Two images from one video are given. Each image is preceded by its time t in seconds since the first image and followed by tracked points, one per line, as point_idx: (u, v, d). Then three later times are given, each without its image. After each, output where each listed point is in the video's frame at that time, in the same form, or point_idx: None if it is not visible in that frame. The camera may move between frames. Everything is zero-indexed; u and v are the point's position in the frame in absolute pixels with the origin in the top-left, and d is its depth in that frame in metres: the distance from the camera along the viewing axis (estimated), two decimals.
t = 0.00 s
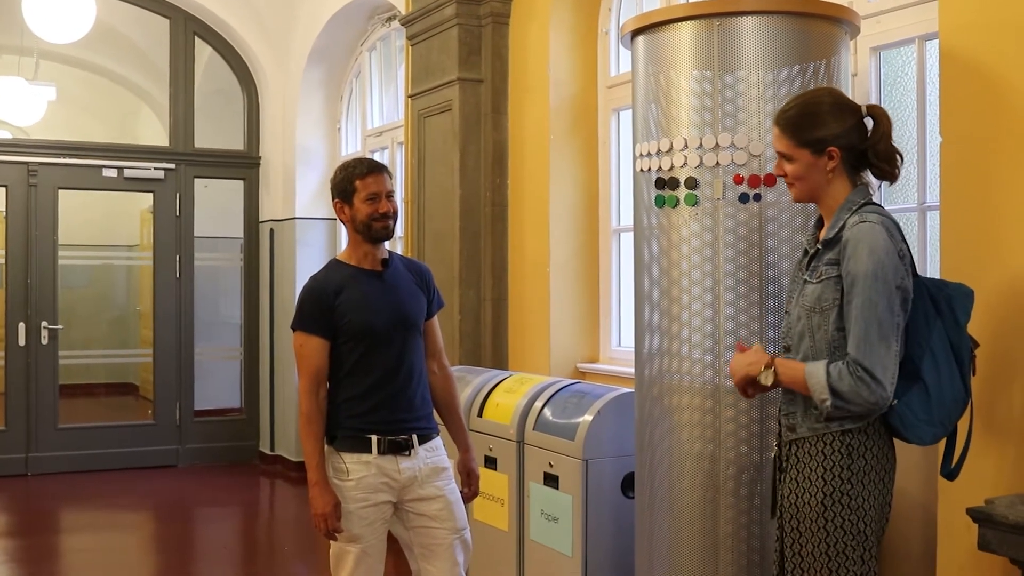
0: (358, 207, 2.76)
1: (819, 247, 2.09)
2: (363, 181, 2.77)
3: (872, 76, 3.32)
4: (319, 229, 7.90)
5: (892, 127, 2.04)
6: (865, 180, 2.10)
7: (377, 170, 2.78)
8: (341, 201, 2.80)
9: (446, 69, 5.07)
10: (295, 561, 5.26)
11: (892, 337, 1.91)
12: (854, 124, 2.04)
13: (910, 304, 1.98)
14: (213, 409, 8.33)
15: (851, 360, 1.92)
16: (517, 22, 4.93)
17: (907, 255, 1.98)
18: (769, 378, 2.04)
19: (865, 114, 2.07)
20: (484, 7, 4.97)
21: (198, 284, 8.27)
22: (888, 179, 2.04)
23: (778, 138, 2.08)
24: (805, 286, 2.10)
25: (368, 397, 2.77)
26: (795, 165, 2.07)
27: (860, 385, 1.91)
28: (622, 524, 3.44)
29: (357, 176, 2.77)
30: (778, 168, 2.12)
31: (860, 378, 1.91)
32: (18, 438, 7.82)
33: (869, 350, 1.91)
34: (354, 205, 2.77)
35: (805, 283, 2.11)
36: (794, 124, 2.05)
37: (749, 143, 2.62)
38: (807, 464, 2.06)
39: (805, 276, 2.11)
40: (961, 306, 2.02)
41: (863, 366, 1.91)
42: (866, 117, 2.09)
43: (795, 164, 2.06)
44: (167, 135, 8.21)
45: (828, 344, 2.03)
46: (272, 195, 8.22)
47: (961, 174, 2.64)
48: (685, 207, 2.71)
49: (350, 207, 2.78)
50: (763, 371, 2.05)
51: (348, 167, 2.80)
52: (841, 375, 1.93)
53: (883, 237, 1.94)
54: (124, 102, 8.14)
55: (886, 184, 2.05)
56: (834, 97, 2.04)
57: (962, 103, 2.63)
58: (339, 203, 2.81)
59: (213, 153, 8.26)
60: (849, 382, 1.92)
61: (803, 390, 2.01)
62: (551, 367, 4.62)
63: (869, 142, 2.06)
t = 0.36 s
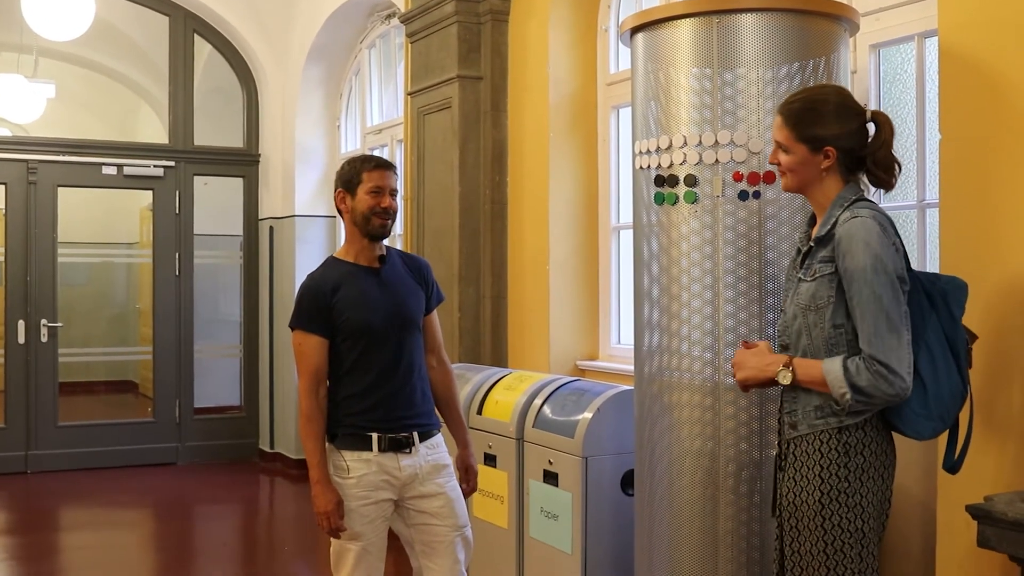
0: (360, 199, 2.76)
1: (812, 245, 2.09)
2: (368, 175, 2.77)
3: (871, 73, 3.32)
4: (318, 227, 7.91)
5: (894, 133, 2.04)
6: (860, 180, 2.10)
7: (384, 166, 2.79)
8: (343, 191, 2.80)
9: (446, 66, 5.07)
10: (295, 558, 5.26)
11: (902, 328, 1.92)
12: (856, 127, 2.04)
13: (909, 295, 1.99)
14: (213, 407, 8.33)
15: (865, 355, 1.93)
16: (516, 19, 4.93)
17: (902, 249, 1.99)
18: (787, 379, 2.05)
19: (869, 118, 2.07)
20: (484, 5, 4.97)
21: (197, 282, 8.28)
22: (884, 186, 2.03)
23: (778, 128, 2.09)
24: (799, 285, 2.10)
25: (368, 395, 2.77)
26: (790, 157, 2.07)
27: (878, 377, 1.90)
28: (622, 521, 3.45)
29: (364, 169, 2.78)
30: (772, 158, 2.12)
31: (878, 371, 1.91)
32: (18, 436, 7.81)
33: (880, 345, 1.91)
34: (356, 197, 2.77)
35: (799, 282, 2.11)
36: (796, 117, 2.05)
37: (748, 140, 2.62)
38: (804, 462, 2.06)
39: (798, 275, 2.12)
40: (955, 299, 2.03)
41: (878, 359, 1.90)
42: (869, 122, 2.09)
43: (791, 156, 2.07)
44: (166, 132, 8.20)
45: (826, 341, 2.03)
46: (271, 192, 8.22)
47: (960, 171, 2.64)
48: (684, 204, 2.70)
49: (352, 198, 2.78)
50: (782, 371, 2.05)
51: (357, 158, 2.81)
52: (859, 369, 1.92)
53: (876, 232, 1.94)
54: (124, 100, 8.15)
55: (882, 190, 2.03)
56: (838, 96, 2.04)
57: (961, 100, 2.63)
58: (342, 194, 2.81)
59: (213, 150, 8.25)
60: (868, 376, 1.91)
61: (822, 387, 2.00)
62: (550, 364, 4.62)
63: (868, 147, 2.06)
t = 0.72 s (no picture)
0: (362, 201, 2.75)
1: (810, 243, 2.09)
2: (368, 177, 2.76)
3: (870, 71, 3.32)
4: (317, 226, 7.90)
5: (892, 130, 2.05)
6: (858, 178, 2.10)
7: (383, 167, 2.78)
8: (344, 196, 2.79)
9: (444, 65, 5.07)
10: (293, 558, 5.26)
11: (898, 329, 1.92)
12: (855, 126, 2.04)
13: (907, 293, 1.99)
14: (212, 406, 8.33)
15: (859, 356, 1.93)
16: (515, 18, 4.93)
17: (900, 248, 1.99)
18: (782, 376, 2.06)
19: (867, 116, 2.07)
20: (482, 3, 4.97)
21: (197, 281, 8.28)
22: (884, 184, 2.04)
23: (777, 127, 2.09)
24: (798, 283, 2.10)
25: (367, 396, 2.76)
26: (789, 155, 2.07)
27: (872, 378, 1.91)
28: (621, 519, 3.44)
29: (363, 172, 2.76)
30: (771, 156, 2.12)
31: (872, 372, 1.91)
32: (17, 435, 7.81)
33: (875, 345, 1.91)
34: (358, 200, 2.76)
35: (797, 280, 2.11)
36: (795, 117, 2.05)
37: (746, 139, 2.62)
38: (803, 462, 2.06)
39: (796, 273, 2.12)
40: (955, 298, 2.03)
41: (873, 360, 1.91)
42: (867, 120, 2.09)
43: (789, 155, 2.07)
44: (165, 131, 8.20)
45: (824, 340, 2.03)
46: (270, 191, 8.21)
47: (958, 169, 2.64)
48: (682, 202, 2.71)
49: (353, 202, 2.77)
50: (777, 368, 2.07)
51: (354, 162, 2.79)
52: (854, 370, 1.93)
53: (875, 232, 1.94)
54: (123, 99, 8.15)
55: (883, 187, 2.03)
56: (836, 94, 2.04)
57: (959, 98, 2.63)
58: (342, 199, 2.80)
59: (212, 149, 8.25)
60: (862, 377, 1.92)
61: (816, 387, 2.01)
62: (549, 363, 4.62)
63: (867, 145, 2.06)
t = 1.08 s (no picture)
0: (358, 203, 2.72)
1: (801, 247, 2.09)
2: (363, 177, 2.73)
3: (869, 71, 3.32)
4: (317, 225, 7.90)
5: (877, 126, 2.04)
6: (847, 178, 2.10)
7: (377, 166, 2.75)
8: (338, 194, 2.76)
9: (443, 64, 5.07)
10: (293, 558, 5.25)
11: (898, 320, 1.92)
12: (840, 125, 2.04)
13: (902, 285, 1.99)
14: (211, 406, 8.33)
15: (866, 349, 1.93)
16: (514, 17, 4.93)
17: (887, 240, 1.98)
18: (793, 379, 2.05)
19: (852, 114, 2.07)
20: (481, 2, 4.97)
21: (196, 280, 8.28)
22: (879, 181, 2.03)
23: (762, 132, 2.09)
24: (793, 287, 2.10)
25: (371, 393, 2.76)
26: (775, 159, 2.07)
27: (882, 371, 1.90)
28: (621, 517, 3.45)
29: (358, 171, 2.74)
30: (758, 161, 2.13)
31: (881, 365, 1.91)
32: (17, 435, 7.81)
33: (879, 339, 1.91)
34: (353, 201, 2.73)
35: (792, 284, 2.11)
36: (779, 120, 2.05)
37: (745, 138, 2.62)
38: (812, 460, 2.06)
39: (791, 278, 2.12)
40: (950, 287, 2.04)
41: (880, 353, 1.91)
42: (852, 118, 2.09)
43: (776, 158, 2.07)
44: (164, 131, 8.20)
45: (827, 340, 2.03)
46: (269, 190, 8.21)
47: (957, 168, 2.64)
48: (681, 201, 2.71)
49: (348, 202, 2.75)
50: (788, 372, 2.06)
51: (348, 160, 2.76)
52: (863, 364, 1.92)
53: (857, 228, 1.94)
54: (122, 98, 8.15)
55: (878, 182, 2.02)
56: (818, 94, 2.04)
57: (958, 97, 2.63)
58: (337, 197, 2.77)
59: (211, 149, 8.25)
60: (872, 369, 1.91)
61: (828, 383, 2.00)
62: (548, 362, 4.62)
63: (855, 142, 2.06)
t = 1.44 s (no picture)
0: (366, 195, 2.76)
1: (796, 252, 2.09)
2: (370, 171, 2.77)
3: (869, 68, 3.32)
4: (316, 223, 7.89)
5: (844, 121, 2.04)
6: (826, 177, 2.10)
7: (384, 161, 2.79)
8: (349, 191, 2.80)
9: (443, 62, 5.06)
10: (292, 557, 5.24)
11: (908, 315, 1.92)
12: (808, 124, 2.04)
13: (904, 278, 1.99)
14: (211, 404, 8.32)
15: (879, 348, 1.92)
16: (513, 15, 4.93)
17: (884, 236, 1.98)
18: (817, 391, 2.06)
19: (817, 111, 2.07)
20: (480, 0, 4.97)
21: (195, 279, 8.27)
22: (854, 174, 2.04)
23: (733, 146, 2.09)
24: (794, 292, 2.10)
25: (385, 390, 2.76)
26: (751, 169, 2.07)
27: (897, 369, 1.90)
28: (620, 515, 3.44)
29: (366, 166, 2.77)
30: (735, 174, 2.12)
31: (897, 363, 1.90)
32: (16, 433, 7.80)
33: (890, 337, 1.90)
34: (363, 194, 2.76)
35: (792, 289, 2.10)
36: (747, 132, 2.05)
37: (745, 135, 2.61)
38: (832, 462, 2.05)
39: (790, 283, 2.11)
40: (951, 273, 2.05)
41: (893, 352, 1.90)
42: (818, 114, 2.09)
43: (752, 169, 2.07)
44: (163, 129, 8.19)
45: (837, 342, 2.02)
46: (268, 189, 8.20)
47: (956, 166, 2.64)
48: (681, 199, 2.70)
49: (358, 196, 2.78)
50: (810, 386, 2.06)
51: (355, 158, 2.80)
52: (877, 364, 1.92)
53: (854, 228, 1.94)
54: (121, 97, 8.14)
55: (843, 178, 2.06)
56: (784, 98, 2.04)
57: (959, 94, 2.63)
58: (348, 194, 2.81)
59: (210, 147, 8.24)
60: (888, 369, 1.90)
61: (845, 386, 1.99)
62: (548, 361, 4.62)
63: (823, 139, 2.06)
